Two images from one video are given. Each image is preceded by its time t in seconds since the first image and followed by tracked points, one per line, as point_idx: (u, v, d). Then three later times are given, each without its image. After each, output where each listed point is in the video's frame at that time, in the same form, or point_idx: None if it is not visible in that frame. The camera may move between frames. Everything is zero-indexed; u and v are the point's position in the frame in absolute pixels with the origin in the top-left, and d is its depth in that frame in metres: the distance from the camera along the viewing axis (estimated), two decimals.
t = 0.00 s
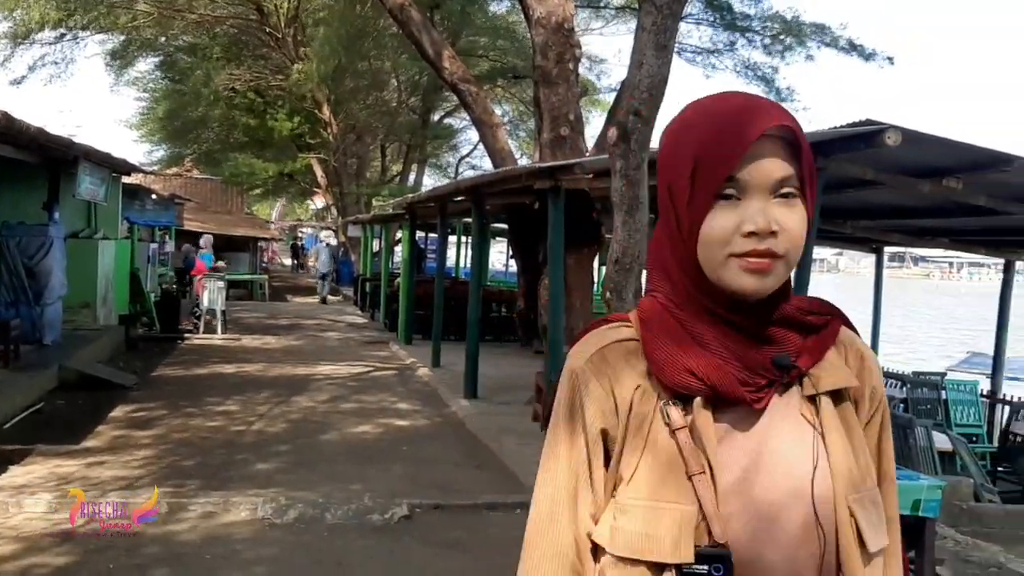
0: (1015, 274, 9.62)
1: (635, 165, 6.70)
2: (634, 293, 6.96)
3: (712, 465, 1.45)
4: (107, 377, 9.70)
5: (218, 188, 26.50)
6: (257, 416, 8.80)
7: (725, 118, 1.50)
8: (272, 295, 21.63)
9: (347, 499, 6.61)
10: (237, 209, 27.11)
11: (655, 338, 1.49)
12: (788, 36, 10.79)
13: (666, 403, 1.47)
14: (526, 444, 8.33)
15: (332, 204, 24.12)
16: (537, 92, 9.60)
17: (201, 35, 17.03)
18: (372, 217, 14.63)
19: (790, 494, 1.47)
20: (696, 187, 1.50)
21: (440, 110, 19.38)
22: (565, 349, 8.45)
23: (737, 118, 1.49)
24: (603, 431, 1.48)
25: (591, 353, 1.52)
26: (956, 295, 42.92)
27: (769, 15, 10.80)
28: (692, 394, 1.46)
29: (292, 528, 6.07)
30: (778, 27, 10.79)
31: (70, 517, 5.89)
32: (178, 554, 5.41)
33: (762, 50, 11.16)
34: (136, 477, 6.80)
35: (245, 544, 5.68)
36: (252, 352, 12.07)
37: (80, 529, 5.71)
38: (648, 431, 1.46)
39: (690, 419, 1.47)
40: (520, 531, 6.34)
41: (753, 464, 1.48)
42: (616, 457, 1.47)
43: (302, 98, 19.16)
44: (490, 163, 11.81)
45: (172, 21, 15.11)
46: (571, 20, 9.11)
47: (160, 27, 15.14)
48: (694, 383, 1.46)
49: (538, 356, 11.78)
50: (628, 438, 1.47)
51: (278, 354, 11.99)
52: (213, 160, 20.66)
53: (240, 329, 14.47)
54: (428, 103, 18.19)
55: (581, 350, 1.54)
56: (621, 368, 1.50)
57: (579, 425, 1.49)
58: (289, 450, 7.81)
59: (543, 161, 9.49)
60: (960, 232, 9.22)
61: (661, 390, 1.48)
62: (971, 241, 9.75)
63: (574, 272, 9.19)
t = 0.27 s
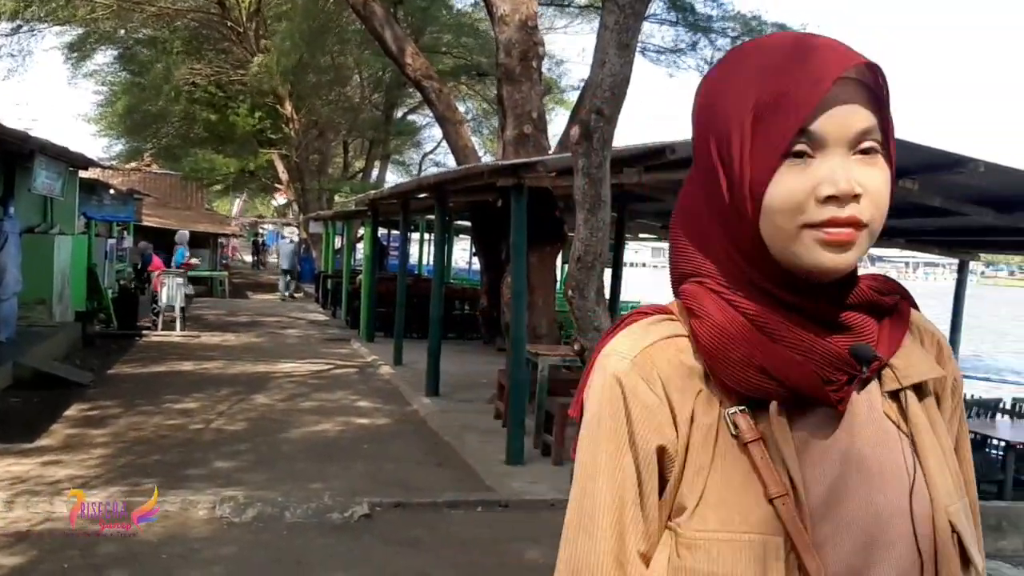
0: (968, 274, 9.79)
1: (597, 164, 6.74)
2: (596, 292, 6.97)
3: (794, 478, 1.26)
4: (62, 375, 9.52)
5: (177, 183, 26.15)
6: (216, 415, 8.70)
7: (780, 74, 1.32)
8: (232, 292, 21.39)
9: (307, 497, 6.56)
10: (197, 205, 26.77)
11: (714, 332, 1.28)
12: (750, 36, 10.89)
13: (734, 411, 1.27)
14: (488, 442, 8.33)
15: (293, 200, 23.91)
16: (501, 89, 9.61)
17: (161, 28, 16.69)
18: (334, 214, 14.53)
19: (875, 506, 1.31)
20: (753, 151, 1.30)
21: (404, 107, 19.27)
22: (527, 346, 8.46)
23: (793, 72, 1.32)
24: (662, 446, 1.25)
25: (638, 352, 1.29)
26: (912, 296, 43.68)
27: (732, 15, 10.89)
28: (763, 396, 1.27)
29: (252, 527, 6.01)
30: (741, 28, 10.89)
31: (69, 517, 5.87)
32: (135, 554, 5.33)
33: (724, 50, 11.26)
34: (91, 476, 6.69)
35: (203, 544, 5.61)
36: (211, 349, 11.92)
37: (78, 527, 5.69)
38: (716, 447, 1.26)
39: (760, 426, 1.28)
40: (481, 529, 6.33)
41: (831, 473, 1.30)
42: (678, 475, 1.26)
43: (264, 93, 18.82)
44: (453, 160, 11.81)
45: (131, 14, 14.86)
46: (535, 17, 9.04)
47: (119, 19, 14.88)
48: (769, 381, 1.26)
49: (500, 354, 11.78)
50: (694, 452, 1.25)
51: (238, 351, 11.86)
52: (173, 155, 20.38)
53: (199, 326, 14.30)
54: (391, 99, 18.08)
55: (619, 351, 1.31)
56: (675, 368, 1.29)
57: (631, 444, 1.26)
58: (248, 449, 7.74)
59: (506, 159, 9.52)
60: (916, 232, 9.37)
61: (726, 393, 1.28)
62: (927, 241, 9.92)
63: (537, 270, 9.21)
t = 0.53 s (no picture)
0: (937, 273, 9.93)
1: (571, 163, 6.78)
2: (570, 290, 7.00)
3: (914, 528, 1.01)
4: (33, 374, 9.39)
5: (150, 180, 25.92)
6: (188, 413, 8.64)
7: (916, 30, 1.02)
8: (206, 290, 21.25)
9: (280, 497, 6.53)
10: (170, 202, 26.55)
11: (820, 350, 1.01)
12: (725, 35, 10.96)
13: (839, 439, 1.00)
14: (462, 441, 8.33)
15: (267, 198, 23.78)
16: (475, 87, 9.62)
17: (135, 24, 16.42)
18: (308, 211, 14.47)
19: (1007, 562, 1.05)
20: (874, 127, 1.01)
21: (379, 104, 19.21)
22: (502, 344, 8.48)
23: (941, 25, 1.02)
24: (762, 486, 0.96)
25: (721, 367, 1.01)
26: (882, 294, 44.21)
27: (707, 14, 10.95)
28: (875, 423, 1.00)
29: (225, 527, 5.97)
30: (715, 27, 10.95)
31: (68, 517, 5.87)
32: (107, 555, 5.29)
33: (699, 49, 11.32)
34: (61, 475, 6.63)
35: (176, 544, 5.57)
36: (184, 347, 11.84)
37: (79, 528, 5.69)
38: (828, 492, 0.98)
39: (869, 459, 1.01)
40: (455, 527, 6.34)
41: (953, 517, 1.05)
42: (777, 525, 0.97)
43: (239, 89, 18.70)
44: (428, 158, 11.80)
45: (103, 9, 14.69)
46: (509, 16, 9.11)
47: (91, 15, 14.71)
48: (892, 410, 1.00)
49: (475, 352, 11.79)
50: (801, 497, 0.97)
51: (212, 350, 11.79)
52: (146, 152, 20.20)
53: (172, 324, 14.18)
54: (367, 97, 18.01)
55: (694, 362, 1.02)
56: (775, 392, 1.00)
57: (722, 483, 0.97)
58: (220, 448, 7.70)
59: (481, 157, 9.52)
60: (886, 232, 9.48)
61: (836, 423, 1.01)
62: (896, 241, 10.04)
63: (512, 269, 9.23)
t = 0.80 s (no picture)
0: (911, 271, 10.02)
1: (550, 162, 6.80)
2: (548, 289, 7.02)
3: None
4: (7, 373, 9.29)
5: (127, 178, 25.71)
6: (164, 413, 8.58)
7: None
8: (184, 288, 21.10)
9: (258, 496, 6.51)
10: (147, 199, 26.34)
11: None
12: (705, 33, 10.99)
13: None
14: (441, 439, 8.33)
15: (246, 196, 23.65)
16: (454, 86, 9.63)
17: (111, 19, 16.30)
18: (286, 209, 14.40)
19: None
20: None
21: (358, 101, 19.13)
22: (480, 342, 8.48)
23: None
24: None
25: (932, 480, 0.85)
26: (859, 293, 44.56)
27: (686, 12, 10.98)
28: None
29: (202, 527, 5.94)
30: (694, 25, 10.98)
31: (67, 517, 5.88)
32: (83, 556, 5.25)
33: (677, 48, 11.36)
34: (35, 476, 6.56)
35: (152, 545, 5.53)
36: (161, 346, 11.76)
37: (78, 528, 5.71)
38: None
39: None
40: (435, 526, 6.33)
41: None
42: None
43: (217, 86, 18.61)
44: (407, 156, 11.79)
45: (79, 6, 14.53)
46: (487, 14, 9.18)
47: (67, 11, 14.56)
48: None
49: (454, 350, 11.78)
50: None
51: (189, 348, 11.71)
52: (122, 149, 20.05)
53: (149, 322, 14.08)
54: (346, 94, 17.95)
55: (890, 477, 0.88)
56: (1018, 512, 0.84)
57: None
58: (196, 447, 7.65)
59: (460, 155, 9.52)
60: (861, 230, 9.55)
61: None
62: (871, 239, 10.12)
63: (491, 267, 9.23)
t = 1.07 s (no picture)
0: (891, 269, 10.09)
1: (532, 161, 6.82)
2: (531, 287, 7.04)
3: None
4: None
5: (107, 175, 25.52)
6: (145, 412, 8.53)
7: None
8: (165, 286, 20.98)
9: (241, 496, 6.49)
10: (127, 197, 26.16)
11: None
12: (688, 30, 11.01)
13: None
14: (424, 438, 8.32)
15: (227, 193, 23.54)
16: (436, 84, 9.64)
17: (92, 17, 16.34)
18: (268, 207, 14.35)
19: None
20: None
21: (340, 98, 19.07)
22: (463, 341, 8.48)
23: None
24: None
25: None
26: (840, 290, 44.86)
27: (669, 10, 11.02)
28: None
29: (184, 526, 5.91)
30: (677, 23, 11.02)
31: (68, 518, 5.86)
32: (63, 557, 5.21)
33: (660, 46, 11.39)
34: (14, 477, 6.51)
35: (134, 545, 5.50)
36: (142, 345, 11.69)
37: (79, 528, 5.70)
38: None
39: None
40: (418, 525, 6.33)
41: None
42: None
43: (198, 83, 18.58)
44: (389, 153, 11.79)
45: (58, 2, 14.43)
46: (470, 12, 9.19)
47: (46, 7, 14.45)
48: None
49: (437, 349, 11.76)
50: None
51: (170, 347, 11.65)
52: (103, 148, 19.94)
53: (130, 321, 13.99)
54: (329, 91, 17.89)
55: None
56: None
57: None
58: (178, 446, 7.62)
59: (443, 153, 9.53)
60: (842, 228, 9.60)
61: None
62: (852, 237, 10.18)
63: (474, 265, 9.23)
